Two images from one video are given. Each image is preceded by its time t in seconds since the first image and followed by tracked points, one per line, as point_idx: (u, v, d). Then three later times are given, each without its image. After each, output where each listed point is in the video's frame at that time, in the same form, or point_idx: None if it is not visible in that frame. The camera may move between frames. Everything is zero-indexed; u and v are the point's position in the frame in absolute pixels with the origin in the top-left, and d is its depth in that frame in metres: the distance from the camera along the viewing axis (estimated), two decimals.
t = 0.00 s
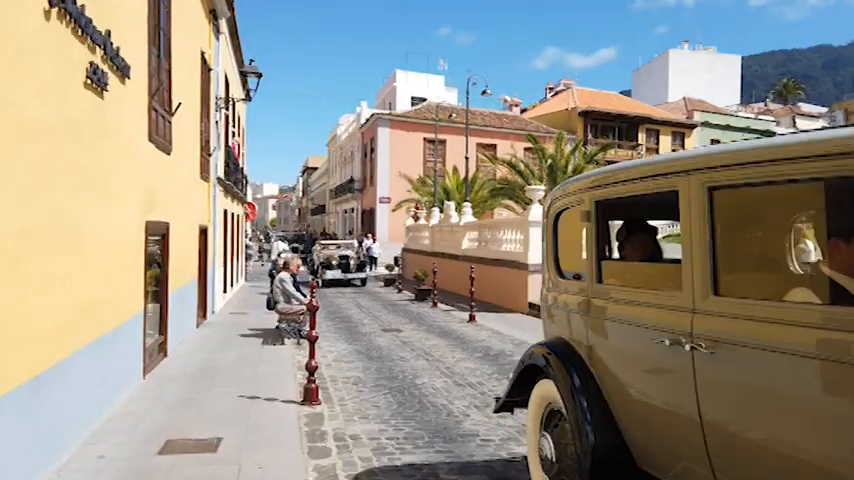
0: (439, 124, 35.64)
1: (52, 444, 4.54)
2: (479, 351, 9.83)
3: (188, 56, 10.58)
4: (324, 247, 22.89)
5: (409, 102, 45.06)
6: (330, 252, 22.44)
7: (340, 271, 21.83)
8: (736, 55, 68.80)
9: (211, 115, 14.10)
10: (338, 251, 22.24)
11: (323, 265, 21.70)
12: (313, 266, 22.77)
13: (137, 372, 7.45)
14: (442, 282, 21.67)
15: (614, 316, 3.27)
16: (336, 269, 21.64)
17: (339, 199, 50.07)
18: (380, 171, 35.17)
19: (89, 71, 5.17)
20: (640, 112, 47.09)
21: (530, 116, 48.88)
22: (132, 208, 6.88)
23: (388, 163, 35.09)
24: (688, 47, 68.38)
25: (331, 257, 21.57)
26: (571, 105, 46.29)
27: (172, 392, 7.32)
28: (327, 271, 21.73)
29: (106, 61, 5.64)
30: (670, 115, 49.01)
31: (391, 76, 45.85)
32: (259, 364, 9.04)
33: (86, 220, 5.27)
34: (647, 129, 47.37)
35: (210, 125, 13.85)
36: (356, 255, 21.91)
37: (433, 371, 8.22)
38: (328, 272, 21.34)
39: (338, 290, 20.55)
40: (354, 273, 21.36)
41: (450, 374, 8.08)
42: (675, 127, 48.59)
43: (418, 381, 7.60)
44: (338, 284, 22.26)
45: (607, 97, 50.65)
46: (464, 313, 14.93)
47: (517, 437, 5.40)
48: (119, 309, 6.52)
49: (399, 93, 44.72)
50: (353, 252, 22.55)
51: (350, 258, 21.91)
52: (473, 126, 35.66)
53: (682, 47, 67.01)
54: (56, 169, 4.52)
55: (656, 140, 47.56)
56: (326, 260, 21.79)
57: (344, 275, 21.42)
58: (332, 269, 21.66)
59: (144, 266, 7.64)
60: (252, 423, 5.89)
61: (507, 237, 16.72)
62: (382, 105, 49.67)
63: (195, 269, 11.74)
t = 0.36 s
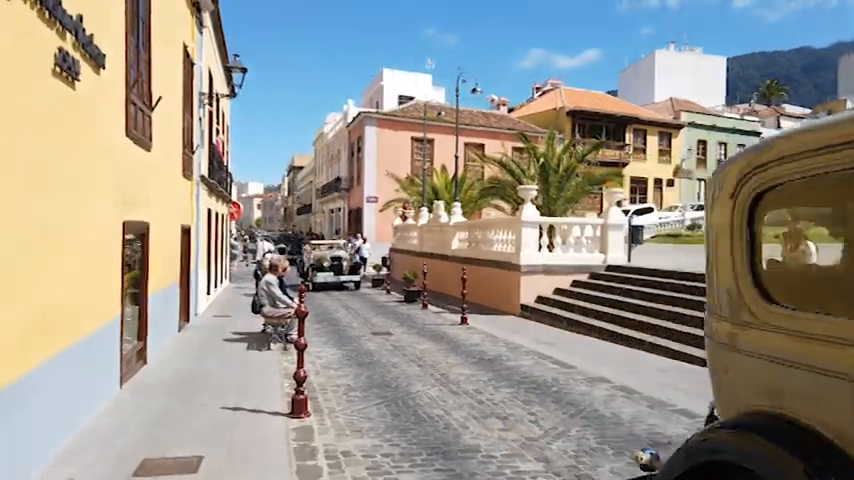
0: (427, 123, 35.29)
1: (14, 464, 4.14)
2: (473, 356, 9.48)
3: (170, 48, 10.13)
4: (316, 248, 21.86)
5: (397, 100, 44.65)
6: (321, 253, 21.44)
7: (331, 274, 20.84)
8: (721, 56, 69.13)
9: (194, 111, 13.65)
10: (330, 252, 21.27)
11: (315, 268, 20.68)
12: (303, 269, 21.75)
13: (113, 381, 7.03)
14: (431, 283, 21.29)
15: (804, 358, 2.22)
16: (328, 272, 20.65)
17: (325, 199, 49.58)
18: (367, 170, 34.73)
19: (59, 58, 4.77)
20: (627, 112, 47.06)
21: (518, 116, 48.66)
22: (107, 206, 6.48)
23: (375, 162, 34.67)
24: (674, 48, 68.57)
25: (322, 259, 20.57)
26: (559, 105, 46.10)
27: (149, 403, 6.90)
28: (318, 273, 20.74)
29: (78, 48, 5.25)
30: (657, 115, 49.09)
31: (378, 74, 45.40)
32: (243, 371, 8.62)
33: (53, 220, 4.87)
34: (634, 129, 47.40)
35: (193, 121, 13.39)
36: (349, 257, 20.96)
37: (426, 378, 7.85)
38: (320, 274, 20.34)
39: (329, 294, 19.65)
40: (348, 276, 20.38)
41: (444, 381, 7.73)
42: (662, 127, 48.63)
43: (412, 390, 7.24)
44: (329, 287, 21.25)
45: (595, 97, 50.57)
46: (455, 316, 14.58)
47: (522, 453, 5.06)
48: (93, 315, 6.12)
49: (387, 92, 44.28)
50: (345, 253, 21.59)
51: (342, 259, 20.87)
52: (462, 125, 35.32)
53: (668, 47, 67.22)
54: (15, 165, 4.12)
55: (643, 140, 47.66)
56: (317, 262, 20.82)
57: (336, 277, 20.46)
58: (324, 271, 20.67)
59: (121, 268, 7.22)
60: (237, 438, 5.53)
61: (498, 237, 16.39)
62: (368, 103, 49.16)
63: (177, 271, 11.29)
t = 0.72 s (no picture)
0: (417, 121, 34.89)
1: None
2: (468, 359, 9.07)
3: (150, 36, 9.66)
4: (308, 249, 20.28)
5: (386, 98, 44.20)
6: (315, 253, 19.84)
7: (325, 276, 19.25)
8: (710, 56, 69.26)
9: (177, 105, 13.17)
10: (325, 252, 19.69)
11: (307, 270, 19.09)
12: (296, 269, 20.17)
13: (86, 388, 6.59)
14: (423, 283, 20.84)
15: None
16: (321, 273, 19.12)
17: (313, 198, 49.04)
18: (356, 169, 34.27)
19: (18, 35, 4.34)
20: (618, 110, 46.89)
21: (508, 114, 48.37)
22: (79, 201, 6.03)
23: (364, 160, 34.22)
24: (663, 47, 68.63)
25: (317, 260, 19.01)
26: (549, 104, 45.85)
27: (125, 412, 6.47)
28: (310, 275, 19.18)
29: (41, 27, 4.81)
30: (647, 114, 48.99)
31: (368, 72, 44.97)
32: (227, 375, 8.19)
33: (10, 214, 4.44)
34: (625, 128, 47.26)
35: (176, 115, 12.91)
36: (345, 258, 19.41)
37: (420, 383, 7.45)
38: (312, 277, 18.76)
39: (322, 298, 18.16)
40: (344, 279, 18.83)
41: (439, 386, 7.33)
42: (652, 126, 48.53)
43: (406, 395, 6.84)
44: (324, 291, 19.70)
45: (585, 95, 50.40)
46: (448, 316, 14.19)
47: (527, 467, 4.66)
48: (63, 318, 5.67)
49: (376, 89, 43.84)
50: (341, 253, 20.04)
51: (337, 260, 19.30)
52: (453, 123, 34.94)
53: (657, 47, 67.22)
54: None
55: (633, 139, 47.56)
56: (310, 263, 19.26)
57: (331, 280, 18.90)
58: (318, 273, 19.13)
59: (96, 267, 6.78)
60: (217, 451, 5.11)
61: (492, 236, 16.01)
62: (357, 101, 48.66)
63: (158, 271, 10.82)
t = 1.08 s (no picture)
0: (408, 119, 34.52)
1: None
2: (467, 362, 8.70)
3: (133, 24, 9.19)
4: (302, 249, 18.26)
5: (377, 96, 43.73)
6: (309, 253, 18.01)
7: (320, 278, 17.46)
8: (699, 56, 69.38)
9: (163, 99, 12.70)
10: (321, 251, 17.87)
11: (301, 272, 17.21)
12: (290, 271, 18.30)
13: (63, 397, 6.15)
14: (417, 283, 20.41)
15: None
16: (317, 275, 17.33)
17: (303, 197, 48.46)
18: (347, 168, 33.83)
19: None
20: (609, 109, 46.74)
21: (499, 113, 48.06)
22: (53, 196, 5.59)
23: (354, 159, 33.78)
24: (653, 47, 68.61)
25: (312, 261, 17.18)
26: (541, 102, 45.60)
27: (105, 423, 6.04)
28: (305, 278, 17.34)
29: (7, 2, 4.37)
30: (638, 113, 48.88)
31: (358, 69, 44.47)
32: (214, 382, 7.76)
33: None
34: (616, 127, 47.15)
35: (162, 109, 12.43)
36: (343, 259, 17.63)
37: (419, 389, 7.06)
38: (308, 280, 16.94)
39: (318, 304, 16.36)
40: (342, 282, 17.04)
41: (439, 392, 6.94)
42: (643, 125, 48.44)
43: (405, 403, 6.44)
44: (320, 295, 17.91)
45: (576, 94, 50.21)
46: (442, 316, 13.82)
47: None
48: (36, 322, 5.22)
49: (367, 87, 43.37)
50: (338, 252, 18.19)
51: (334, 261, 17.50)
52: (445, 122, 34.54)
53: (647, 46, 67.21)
54: None
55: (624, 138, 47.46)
56: (305, 264, 17.45)
57: (328, 283, 17.14)
58: (313, 275, 17.35)
59: (73, 268, 6.34)
60: (205, 466, 4.71)
61: (487, 235, 15.65)
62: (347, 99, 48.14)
63: (142, 271, 10.35)
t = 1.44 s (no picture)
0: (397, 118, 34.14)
1: None
2: (465, 370, 8.32)
3: (112, 12, 8.72)
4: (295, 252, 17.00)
5: (366, 95, 43.26)
6: (303, 255, 16.75)
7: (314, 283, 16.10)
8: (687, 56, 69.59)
9: (146, 95, 12.22)
10: (315, 254, 16.61)
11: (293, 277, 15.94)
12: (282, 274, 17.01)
13: (33, 413, 5.69)
14: (409, 285, 20.01)
15: None
16: (311, 280, 16.05)
17: (290, 196, 47.87)
18: (335, 167, 33.34)
19: None
20: (599, 109, 46.59)
21: (489, 112, 47.79)
22: (22, 195, 5.16)
23: (343, 158, 33.30)
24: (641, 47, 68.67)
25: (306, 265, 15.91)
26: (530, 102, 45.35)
27: (79, 440, 5.60)
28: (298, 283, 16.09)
29: None
30: (628, 113, 48.82)
31: (346, 67, 43.97)
32: (198, 392, 7.32)
33: None
34: (606, 127, 47.05)
35: (144, 105, 11.96)
36: (339, 262, 16.38)
37: (417, 400, 6.67)
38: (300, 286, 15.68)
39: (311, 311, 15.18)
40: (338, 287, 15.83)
41: (438, 404, 6.56)
42: (633, 125, 48.38)
43: (402, 417, 6.05)
44: (315, 300, 16.67)
45: (566, 94, 50.04)
46: (435, 320, 13.43)
47: None
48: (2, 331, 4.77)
49: (355, 86, 42.91)
50: (334, 255, 16.93)
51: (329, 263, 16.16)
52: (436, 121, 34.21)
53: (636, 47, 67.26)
54: None
55: (614, 139, 47.39)
56: (297, 267, 16.18)
57: (323, 288, 15.89)
58: (307, 279, 16.08)
59: (45, 273, 5.89)
60: None
61: (481, 235, 15.30)
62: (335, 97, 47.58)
63: (123, 275, 9.86)
